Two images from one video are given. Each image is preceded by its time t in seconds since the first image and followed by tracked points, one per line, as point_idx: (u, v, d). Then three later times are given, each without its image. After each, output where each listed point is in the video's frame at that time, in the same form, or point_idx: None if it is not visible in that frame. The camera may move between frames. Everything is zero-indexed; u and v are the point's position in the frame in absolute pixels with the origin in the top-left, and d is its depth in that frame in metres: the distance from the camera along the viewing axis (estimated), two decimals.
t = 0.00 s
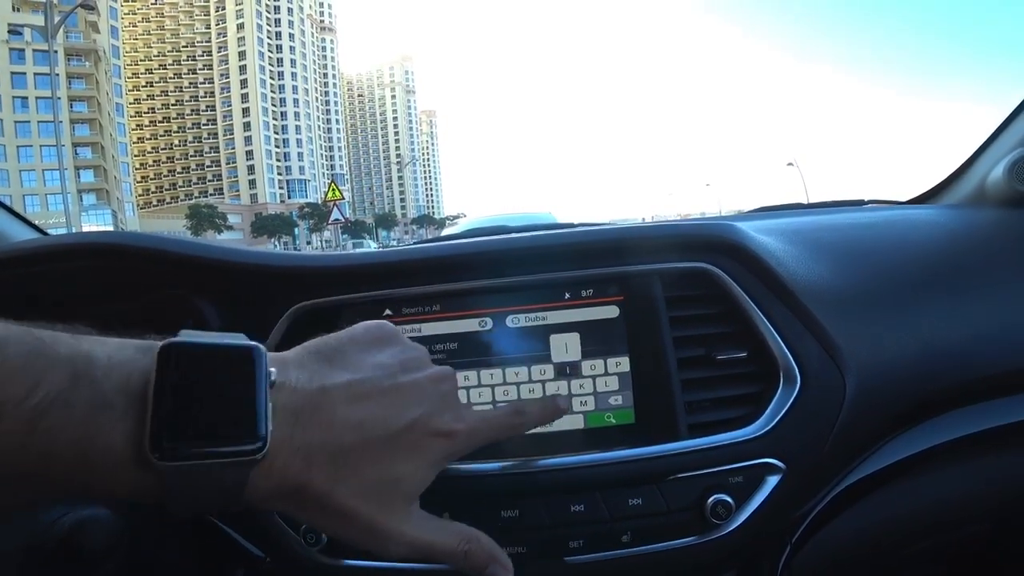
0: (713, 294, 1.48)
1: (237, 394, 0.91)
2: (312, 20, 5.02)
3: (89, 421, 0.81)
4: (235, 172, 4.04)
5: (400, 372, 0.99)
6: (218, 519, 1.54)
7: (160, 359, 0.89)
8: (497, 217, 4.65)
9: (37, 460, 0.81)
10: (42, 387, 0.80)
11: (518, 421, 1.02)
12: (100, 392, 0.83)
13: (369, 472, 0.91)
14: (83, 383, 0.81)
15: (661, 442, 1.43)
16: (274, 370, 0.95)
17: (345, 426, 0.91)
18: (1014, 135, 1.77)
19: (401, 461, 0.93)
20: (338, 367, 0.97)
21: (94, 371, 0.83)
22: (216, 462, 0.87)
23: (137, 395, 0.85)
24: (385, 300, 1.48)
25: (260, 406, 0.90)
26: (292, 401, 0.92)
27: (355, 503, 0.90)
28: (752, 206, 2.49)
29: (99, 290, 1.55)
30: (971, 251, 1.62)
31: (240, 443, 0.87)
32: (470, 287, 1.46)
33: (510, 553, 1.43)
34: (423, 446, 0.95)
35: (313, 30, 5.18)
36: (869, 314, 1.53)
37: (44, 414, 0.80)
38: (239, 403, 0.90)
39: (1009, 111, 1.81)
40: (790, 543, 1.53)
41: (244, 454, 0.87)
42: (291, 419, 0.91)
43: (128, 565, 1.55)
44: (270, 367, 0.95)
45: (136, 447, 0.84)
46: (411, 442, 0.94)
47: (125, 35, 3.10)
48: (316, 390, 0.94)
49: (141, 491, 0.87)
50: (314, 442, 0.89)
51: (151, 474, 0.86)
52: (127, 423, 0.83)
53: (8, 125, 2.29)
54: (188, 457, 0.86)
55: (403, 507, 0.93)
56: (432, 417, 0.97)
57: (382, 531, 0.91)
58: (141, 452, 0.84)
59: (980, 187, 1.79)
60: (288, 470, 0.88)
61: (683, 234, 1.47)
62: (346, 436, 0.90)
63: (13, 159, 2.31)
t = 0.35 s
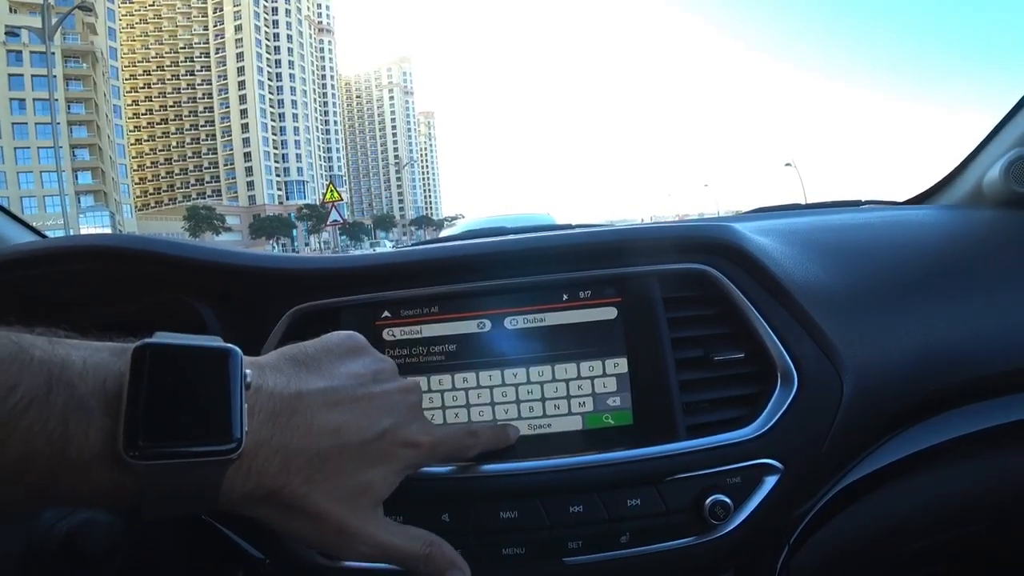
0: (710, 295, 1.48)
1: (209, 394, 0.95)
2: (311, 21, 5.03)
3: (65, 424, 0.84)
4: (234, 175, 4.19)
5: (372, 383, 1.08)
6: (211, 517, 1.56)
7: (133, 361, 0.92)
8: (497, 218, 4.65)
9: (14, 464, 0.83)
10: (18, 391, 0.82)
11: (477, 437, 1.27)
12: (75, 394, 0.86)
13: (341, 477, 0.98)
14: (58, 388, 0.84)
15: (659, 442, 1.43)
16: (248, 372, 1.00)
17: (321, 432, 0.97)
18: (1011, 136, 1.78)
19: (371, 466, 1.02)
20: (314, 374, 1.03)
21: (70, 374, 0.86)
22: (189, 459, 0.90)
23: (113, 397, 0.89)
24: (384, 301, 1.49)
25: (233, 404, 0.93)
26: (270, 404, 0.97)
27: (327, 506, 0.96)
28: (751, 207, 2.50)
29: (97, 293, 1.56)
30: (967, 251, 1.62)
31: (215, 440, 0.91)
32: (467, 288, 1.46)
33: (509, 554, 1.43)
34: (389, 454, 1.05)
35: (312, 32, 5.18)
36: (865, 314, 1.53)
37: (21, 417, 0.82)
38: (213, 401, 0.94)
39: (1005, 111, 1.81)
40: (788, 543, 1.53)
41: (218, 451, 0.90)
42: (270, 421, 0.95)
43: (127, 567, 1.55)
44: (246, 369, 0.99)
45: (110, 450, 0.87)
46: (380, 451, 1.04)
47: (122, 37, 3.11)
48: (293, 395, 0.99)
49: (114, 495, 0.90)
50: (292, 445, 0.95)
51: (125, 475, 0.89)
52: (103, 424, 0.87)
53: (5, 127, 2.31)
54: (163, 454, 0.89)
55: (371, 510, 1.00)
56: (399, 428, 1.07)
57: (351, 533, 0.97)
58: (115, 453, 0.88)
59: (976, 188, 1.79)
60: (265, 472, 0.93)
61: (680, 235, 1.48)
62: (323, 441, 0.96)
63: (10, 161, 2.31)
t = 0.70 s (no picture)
0: (708, 298, 1.49)
1: (241, 400, 0.96)
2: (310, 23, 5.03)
3: (104, 434, 0.85)
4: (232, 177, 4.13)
5: (386, 386, 1.13)
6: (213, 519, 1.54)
7: (167, 369, 0.93)
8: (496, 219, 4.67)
9: (55, 472, 0.84)
10: (56, 403, 0.83)
11: (482, 437, 1.34)
12: (112, 403, 0.87)
13: (359, 476, 1.02)
14: (95, 398, 0.85)
15: (658, 445, 1.44)
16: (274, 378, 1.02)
17: (342, 433, 1.01)
18: (1007, 139, 1.79)
19: (387, 465, 1.07)
20: (333, 378, 1.07)
21: (106, 385, 0.87)
22: (226, 466, 0.92)
23: (149, 406, 0.89)
24: (384, 304, 1.49)
25: (265, 411, 0.96)
26: (294, 408, 1.00)
27: (347, 503, 1.00)
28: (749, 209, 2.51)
29: (97, 297, 1.56)
30: (964, 253, 1.63)
31: (250, 446, 0.93)
32: (467, 292, 1.47)
33: (509, 556, 1.44)
34: (400, 454, 1.10)
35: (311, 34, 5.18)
36: (863, 317, 1.54)
37: (59, 429, 0.83)
38: (245, 407, 0.96)
39: (1003, 114, 1.82)
40: (787, 545, 1.53)
41: (254, 457, 0.93)
42: (295, 424, 0.99)
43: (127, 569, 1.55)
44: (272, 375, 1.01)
45: (149, 456, 0.89)
46: (394, 451, 1.09)
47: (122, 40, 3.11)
48: (315, 398, 1.03)
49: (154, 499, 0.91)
50: (316, 446, 0.98)
51: (163, 481, 0.90)
52: (140, 432, 0.88)
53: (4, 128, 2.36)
54: (202, 461, 0.91)
55: (387, 507, 1.05)
56: (410, 429, 1.13)
57: (369, 529, 1.02)
58: (153, 460, 0.89)
59: (973, 190, 1.80)
60: (291, 472, 0.96)
61: (678, 238, 1.49)
62: (344, 442, 1.00)
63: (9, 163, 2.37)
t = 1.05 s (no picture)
0: (708, 297, 1.48)
1: (262, 408, 0.93)
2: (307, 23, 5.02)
3: (124, 445, 0.83)
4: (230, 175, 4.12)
5: (412, 386, 1.08)
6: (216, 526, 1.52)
7: (185, 378, 0.91)
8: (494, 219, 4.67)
9: (74, 487, 0.82)
10: (73, 415, 0.81)
11: (527, 432, 1.22)
12: (130, 414, 0.85)
13: (386, 480, 0.97)
14: (112, 408, 0.83)
15: (657, 444, 1.43)
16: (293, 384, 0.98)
17: (365, 438, 0.96)
18: (1007, 136, 1.78)
19: (417, 468, 1.01)
20: (354, 382, 1.03)
21: (123, 395, 0.85)
22: (252, 475, 0.90)
23: (168, 415, 0.87)
24: (383, 304, 1.49)
25: (286, 418, 0.92)
26: (314, 414, 0.97)
27: (375, 509, 0.95)
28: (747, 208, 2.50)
29: (93, 296, 1.55)
30: (963, 251, 1.63)
31: (272, 455, 0.91)
32: (465, 291, 1.46)
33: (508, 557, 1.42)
34: (431, 456, 1.04)
35: (308, 33, 5.18)
36: (863, 315, 1.53)
37: (78, 441, 0.81)
38: (267, 414, 0.93)
39: (1002, 112, 1.82)
40: (787, 545, 1.52)
41: (275, 467, 0.90)
42: (315, 431, 0.95)
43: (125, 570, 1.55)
44: (293, 381, 0.98)
45: (171, 466, 0.87)
46: (423, 453, 1.03)
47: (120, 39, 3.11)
48: (335, 403, 0.99)
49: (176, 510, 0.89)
50: (338, 453, 0.94)
51: (186, 493, 0.88)
52: (160, 443, 0.86)
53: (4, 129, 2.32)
54: (225, 472, 0.89)
55: (419, 512, 0.99)
56: (440, 428, 1.07)
57: (401, 535, 0.97)
58: (175, 470, 0.87)
59: (973, 188, 1.80)
60: (313, 480, 0.93)
61: (678, 236, 1.48)
62: (367, 446, 0.96)
63: (8, 163, 2.32)
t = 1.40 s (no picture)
0: (708, 298, 1.49)
1: (312, 397, 0.95)
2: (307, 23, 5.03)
3: (184, 434, 0.84)
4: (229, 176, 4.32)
5: (447, 374, 1.07)
6: (214, 521, 1.54)
7: (235, 372, 0.93)
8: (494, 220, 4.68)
9: (134, 476, 0.83)
10: (133, 406, 0.81)
11: (548, 417, 1.17)
12: (187, 405, 0.86)
13: (426, 465, 0.97)
14: (170, 398, 0.84)
15: (657, 445, 1.44)
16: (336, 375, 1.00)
17: (404, 424, 0.97)
18: (1005, 138, 1.79)
19: (454, 454, 1.01)
20: (391, 372, 1.04)
21: (179, 387, 0.86)
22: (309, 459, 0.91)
23: (223, 405, 0.89)
24: (385, 304, 1.49)
25: (336, 404, 0.95)
26: (356, 404, 0.98)
27: (418, 494, 0.96)
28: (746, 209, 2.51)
29: (95, 297, 1.56)
30: (961, 252, 1.64)
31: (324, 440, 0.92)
32: (466, 291, 1.46)
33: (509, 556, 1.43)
34: (467, 441, 1.04)
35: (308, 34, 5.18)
36: (862, 316, 1.54)
37: (140, 430, 0.81)
38: (316, 402, 0.95)
39: (1001, 114, 1.83)
40: (786, 544, 1.53)
41: (328, 451, 0.92)
42: (358, 419, 0.96)
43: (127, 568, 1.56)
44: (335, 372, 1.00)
45: (228, 454, 0.88)
46: (459, 438, 1.03)
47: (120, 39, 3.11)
48: (374, 394, 1.00)
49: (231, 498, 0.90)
50: (380, 440, 0.95)
51: (244, 479, 0.89)
52: (217, 430, 0.88)
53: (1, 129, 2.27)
54: (284, 456, 0.90)
55: (457, 496, 1.00)
56: (474, 415, 1.06)
57: (440, 520, 0.98)
58: (234, 456, 0.88)
59: (972, 189, 1.81)
60: (359, 466, 0.94)
61: (678, 237, 1.49)
62: (406, 432, 0.96)
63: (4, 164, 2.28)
